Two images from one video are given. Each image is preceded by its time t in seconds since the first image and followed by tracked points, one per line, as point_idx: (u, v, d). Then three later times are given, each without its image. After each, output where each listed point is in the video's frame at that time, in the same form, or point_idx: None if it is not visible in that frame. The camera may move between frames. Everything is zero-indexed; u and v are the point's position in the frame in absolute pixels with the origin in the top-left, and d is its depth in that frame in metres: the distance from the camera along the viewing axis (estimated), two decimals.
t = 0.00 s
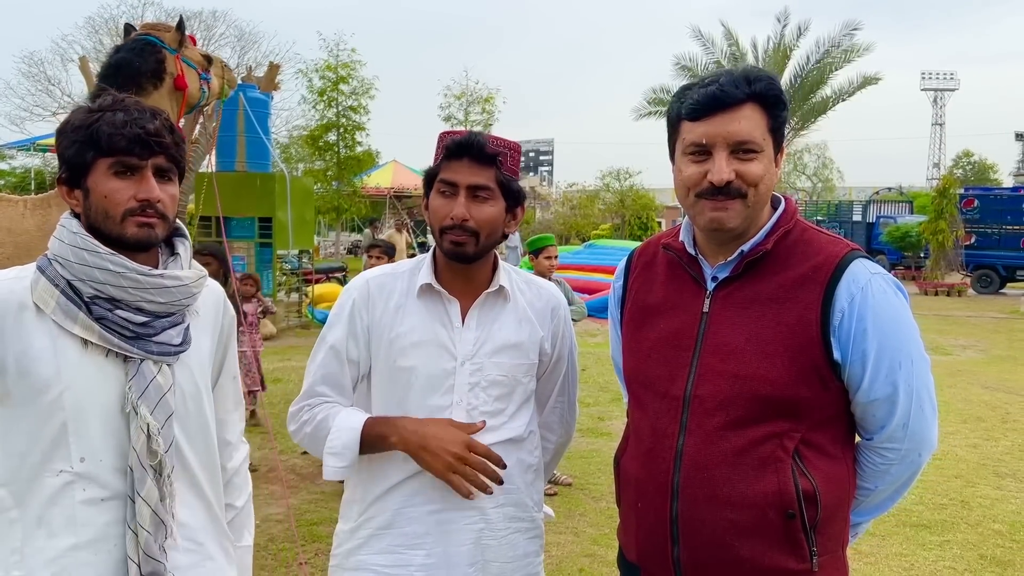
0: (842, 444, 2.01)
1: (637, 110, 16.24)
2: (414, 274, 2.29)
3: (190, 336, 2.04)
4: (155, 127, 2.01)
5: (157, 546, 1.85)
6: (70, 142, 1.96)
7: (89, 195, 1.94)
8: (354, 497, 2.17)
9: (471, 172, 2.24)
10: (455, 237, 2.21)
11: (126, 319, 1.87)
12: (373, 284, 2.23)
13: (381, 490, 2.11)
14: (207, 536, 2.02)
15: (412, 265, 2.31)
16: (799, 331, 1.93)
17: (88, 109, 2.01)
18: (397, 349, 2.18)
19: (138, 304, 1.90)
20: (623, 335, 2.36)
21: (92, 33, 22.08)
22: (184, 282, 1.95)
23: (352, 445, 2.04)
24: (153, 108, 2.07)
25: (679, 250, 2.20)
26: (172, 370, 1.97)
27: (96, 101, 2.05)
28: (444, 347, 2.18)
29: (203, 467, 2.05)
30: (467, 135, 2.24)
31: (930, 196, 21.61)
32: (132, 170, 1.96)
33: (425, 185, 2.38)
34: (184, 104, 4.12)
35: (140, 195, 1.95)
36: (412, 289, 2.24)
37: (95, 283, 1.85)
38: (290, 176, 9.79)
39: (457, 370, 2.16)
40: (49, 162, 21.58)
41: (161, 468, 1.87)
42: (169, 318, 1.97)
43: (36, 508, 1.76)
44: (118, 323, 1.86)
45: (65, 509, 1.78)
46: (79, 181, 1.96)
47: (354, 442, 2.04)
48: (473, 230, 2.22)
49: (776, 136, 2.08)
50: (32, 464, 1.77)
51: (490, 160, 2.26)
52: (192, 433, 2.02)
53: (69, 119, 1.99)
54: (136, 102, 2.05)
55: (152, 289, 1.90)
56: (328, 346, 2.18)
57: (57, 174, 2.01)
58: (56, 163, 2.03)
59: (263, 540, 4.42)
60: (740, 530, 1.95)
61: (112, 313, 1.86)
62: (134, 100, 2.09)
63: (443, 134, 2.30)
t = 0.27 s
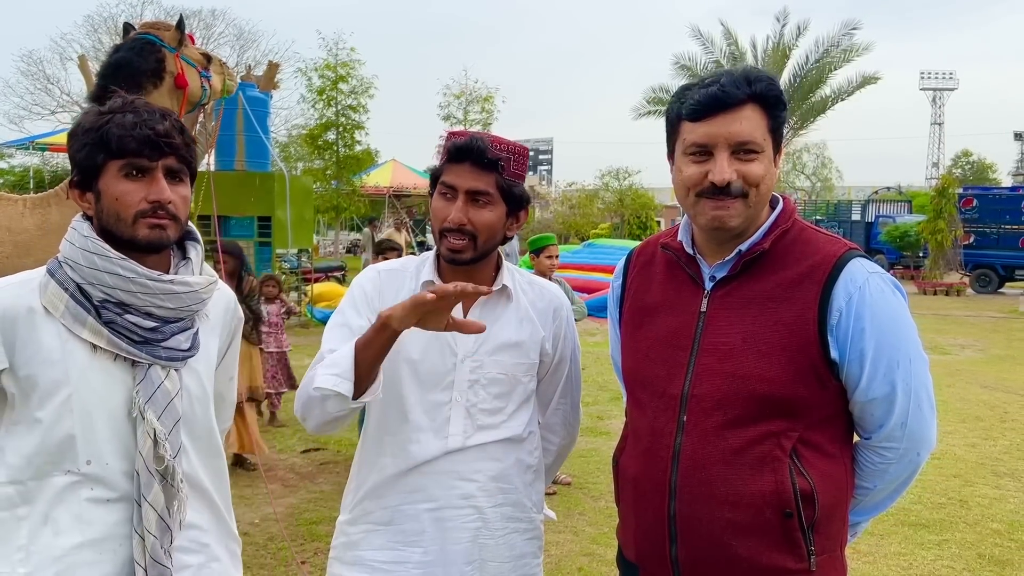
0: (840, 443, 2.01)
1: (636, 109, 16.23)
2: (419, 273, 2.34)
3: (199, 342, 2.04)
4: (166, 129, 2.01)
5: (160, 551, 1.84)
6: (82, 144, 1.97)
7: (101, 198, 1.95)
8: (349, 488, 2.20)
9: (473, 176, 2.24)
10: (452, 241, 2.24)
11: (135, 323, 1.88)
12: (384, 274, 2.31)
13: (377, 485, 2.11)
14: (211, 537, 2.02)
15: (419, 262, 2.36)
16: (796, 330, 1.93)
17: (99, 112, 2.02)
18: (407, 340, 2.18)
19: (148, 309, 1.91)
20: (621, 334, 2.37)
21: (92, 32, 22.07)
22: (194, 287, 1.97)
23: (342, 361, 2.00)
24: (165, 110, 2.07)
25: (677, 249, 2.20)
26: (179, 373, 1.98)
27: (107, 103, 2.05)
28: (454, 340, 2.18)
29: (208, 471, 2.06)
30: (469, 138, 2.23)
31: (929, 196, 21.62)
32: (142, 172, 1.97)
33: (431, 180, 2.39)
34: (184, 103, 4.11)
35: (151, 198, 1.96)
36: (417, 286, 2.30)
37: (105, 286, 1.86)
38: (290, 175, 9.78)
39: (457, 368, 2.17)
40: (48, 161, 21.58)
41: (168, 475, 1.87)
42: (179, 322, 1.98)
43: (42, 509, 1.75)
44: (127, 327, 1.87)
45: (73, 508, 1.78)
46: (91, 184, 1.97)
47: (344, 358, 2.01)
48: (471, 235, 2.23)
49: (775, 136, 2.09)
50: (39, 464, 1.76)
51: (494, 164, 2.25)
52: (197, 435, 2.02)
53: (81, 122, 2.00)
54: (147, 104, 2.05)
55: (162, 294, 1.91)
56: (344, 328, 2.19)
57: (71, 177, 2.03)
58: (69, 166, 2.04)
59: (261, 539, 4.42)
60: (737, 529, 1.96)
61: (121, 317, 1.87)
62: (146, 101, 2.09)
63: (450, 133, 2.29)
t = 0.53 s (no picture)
0: (840, 443, 2.01)
1: (634, 107, 16.24)
2: (423, 270, 2.30)
3: (204, 343, 2.03)
4: (169, 127, 2.01)
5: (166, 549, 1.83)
6: (87, 144, 1.97)
7: (106, 197, 1.95)
8: (354, 492, 2.19)
9: (509, 176, 2.26)
10: (495, 241, 2.21)
11: (139, 324, 1.87)
12: (383, 273, 2.28)
13: (385, 487, 2.11)
14: (216, 537, 2.02)
15: (422, 261, 2.33)
16: (796, 330, 1.93)
17: (103, 112, 2.02)
18: (404, 339, 2.19)
19: (152, 309, 1.90)
20: (620, 334, 2.36)
21: (89, 30, 22.00)
22: (199, 289, 1.96)
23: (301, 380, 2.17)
24: (169, 110, 2.07)
25: (677, 249, 2.20)
26: (183, 375, 1.97)
27: (111, 103, 2.06)
28: (459, 340, 2.19)
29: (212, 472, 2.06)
30: (509, 138, 2.24)
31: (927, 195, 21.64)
32: (147, 170, 1.97)
33: (441, 182, 2.34)
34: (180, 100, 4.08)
35: (156, 195, 1.95)
36: (423, 283, 2.25)
37: (109, 287, 1.86)
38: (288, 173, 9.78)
39: (465, 368, 2.16)
40: (46, 159, 21.55)
41: (170, 476, 1.85)
42: (183, 324, 1.97)
43: (46, 508, 1.76)
44: (132, 328, 1.86)
45: (75, 507, 1.78)
46: (96, 183, 1.97)
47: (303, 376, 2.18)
48: (514, 234, 2.24)
49: (774, 136, 2.08)
50: (41, 463, 1.76)
51: (523, 164, 2.31)
52: (203, 436, 2.02)
53: (85, 122, 2.00)
54: (151, 104, 2.06)
55: (165, 295, 1.90)
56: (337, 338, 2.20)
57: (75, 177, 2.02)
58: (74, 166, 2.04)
59: (261, 538, 4.43)
60: (736, 529, 1.96)
61: (126, 318, 1.86)
62: (149, 101, 2.10)
63: (477, 132, 2.27)
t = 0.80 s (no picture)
0: (840, 442, 2.01)
1: (633, 107, 16.23)
2: (409, 271, 2.28)
3: (210, 340, 2.02)
4: (176, 126, 2.00)
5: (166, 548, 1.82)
6: (94, 142, 1.97)
7: (113, 196, 1.95)
8: (354, 496, 2.19)
9: (518, 185, 2.27)
10: (505, 253, 2.24)
11: (144, 319, 1.87)
12: (369, 279, 2.24)
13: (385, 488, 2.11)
14: (220, 539, 2.00)
15: (407, 262, 2.31)
16: (796, 329, 1.93)
17: (110, 110, 2.02)
18: (394, 348, 2.19)
19: (156, 305, 1.90)
20: (620, 333, 2.37)
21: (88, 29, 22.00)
22: (202, 283, 1.94)
23: (372, 411, 2.03)
24: (177, 109, 2.07)
25: (677, 249, 2.20)
26: (189, 371, 1.96)
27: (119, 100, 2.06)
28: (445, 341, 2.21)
29: (221, 470, 2.05)
30: (523, 149, 2.25)
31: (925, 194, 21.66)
32: (154, 169, 1.96)
33: (444, 184, 2.25)
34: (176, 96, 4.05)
35: (164, 193, 1.95)
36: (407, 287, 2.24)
37: (113, 282, 1.85)
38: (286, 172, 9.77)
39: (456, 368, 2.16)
40: (44, 157, 21.51)
41: (172, 472, 1.85)
42: (188, 319, 1.96)
43: (49, 505, 1.76)
44: (136, 323, 1.86)
45: (77, 506, 1.78)
46: (103, 182, 1.97)
47: (373, 409, 2.03)
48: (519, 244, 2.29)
49: (773, 134, 2.08)
50: (44, 460, 1.77)
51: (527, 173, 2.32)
52: (209, 436, 2.02)
53: (92, 120, 2.00)
54: (159, 102, 2.05)
55: (169, 290, 1.89)
56: (336, 348, 2.18)
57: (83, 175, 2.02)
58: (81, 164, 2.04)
59: (259, 536, 4.43)
60: (737, 528, 1.96)
61: (130, 313, 1.86)
62: (156, 99, 2.10)
63: (491, 140, 2.24)
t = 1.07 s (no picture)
0: (840, 440, 2.01)
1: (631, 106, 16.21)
2: (401, 272, 2.26)
3: (214, 338, 2.02)
4: (183, 125, 2.00)
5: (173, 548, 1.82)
6: (98, 139, 1.96)
7: (117, 193, 1.95)
8: (351, 497, 2.18)
9: (509, 180, 2.28)
10: (497, 246, 2.25)
11: (149, 317, 1.87)
12: (363, 279, 2.21)
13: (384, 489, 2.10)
14: (225, 539, 2.00)
15: (399, 262, 2.29)
16: (796, 328, 1.93)
17: (114, 107, 2.01)
18: (392, 349, 2.18)
19: (161, 303, 1.90)
20: (620, 333, 2.37)
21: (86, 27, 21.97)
22: (207, 281, 1.93)
23: (371, 418, 2.00)
24: (183, 108, 2.07)
25: (677, 247, 2.21)
26: (194, 370, 1.96)
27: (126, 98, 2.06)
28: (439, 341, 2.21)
29: (225, 469, 2.05)
30: (513, 142, 2.26)
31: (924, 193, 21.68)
32: (159, 168, 1.96)
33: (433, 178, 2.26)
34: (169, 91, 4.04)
35: (168, 193, 1.95)
36: (401, 288, 2.22)
37: (117, 282, 1.85)
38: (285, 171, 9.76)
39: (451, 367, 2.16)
40: (42, 156, 21.49)
41: (181, 471, 1.86)
42: (193, 317, 1.96)
43: (54, 506, 1.76)
44: (142, 322, 1.86)
45: (82, 506, 1.78)
46: (107, 180, 1.97)
47: (373, 414, 2.00)
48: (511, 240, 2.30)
49: (773, 132, 2.09)
50: (49, 461, 1.77)
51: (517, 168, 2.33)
52: (215, 436, 2.02)
53: (97, 117, 2.00)
54: (165, 100, 2.05)
55: (175, 289, 1.89)
56: (329, 349, 2.14)
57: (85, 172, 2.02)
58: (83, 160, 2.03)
59: (258, 535, 4.43)
60: (738, 527, 1.96)
61: (135, 311, 1.86)
62: (162, 98, 2.10)
63: (482, 134, 2.24)
